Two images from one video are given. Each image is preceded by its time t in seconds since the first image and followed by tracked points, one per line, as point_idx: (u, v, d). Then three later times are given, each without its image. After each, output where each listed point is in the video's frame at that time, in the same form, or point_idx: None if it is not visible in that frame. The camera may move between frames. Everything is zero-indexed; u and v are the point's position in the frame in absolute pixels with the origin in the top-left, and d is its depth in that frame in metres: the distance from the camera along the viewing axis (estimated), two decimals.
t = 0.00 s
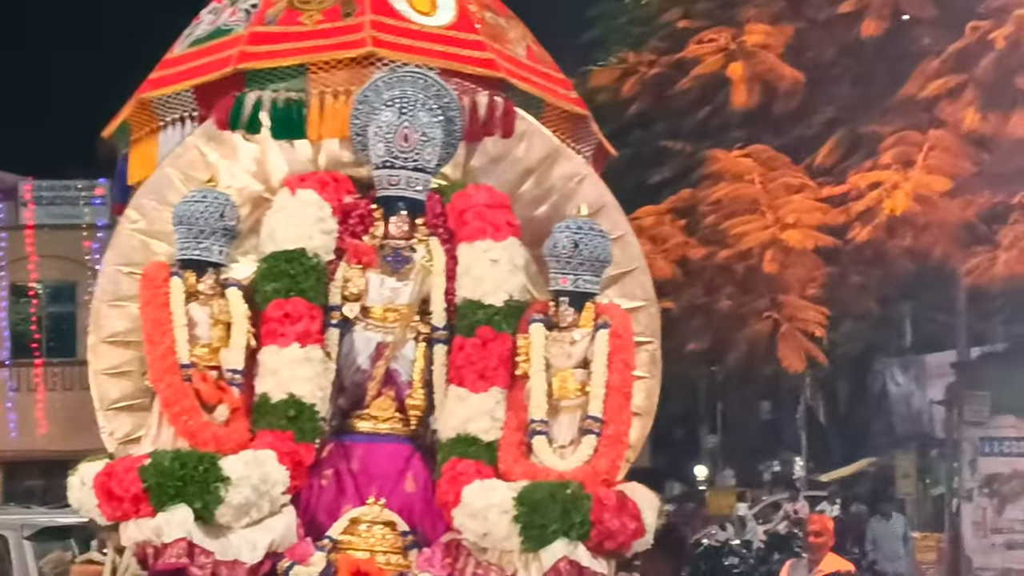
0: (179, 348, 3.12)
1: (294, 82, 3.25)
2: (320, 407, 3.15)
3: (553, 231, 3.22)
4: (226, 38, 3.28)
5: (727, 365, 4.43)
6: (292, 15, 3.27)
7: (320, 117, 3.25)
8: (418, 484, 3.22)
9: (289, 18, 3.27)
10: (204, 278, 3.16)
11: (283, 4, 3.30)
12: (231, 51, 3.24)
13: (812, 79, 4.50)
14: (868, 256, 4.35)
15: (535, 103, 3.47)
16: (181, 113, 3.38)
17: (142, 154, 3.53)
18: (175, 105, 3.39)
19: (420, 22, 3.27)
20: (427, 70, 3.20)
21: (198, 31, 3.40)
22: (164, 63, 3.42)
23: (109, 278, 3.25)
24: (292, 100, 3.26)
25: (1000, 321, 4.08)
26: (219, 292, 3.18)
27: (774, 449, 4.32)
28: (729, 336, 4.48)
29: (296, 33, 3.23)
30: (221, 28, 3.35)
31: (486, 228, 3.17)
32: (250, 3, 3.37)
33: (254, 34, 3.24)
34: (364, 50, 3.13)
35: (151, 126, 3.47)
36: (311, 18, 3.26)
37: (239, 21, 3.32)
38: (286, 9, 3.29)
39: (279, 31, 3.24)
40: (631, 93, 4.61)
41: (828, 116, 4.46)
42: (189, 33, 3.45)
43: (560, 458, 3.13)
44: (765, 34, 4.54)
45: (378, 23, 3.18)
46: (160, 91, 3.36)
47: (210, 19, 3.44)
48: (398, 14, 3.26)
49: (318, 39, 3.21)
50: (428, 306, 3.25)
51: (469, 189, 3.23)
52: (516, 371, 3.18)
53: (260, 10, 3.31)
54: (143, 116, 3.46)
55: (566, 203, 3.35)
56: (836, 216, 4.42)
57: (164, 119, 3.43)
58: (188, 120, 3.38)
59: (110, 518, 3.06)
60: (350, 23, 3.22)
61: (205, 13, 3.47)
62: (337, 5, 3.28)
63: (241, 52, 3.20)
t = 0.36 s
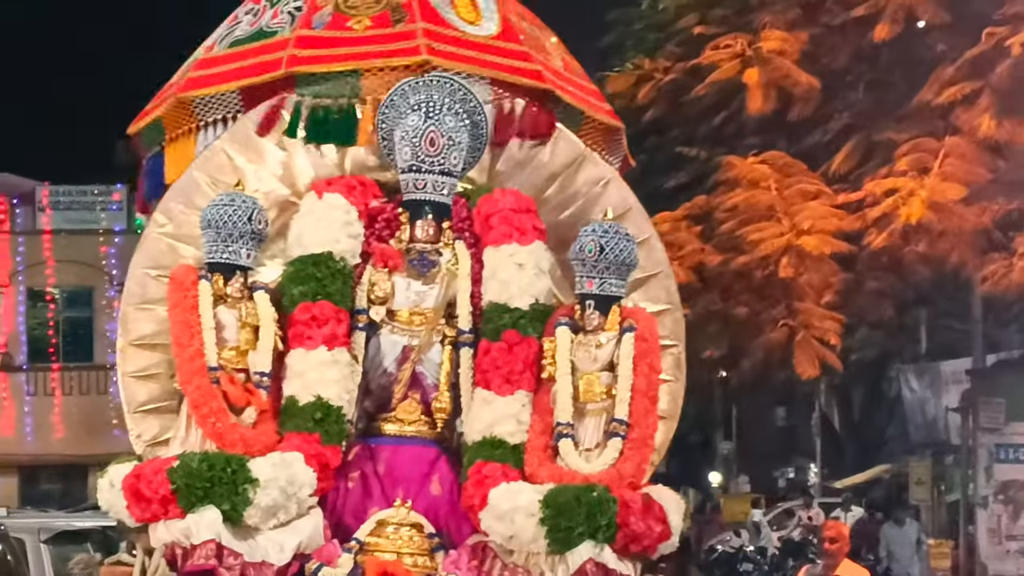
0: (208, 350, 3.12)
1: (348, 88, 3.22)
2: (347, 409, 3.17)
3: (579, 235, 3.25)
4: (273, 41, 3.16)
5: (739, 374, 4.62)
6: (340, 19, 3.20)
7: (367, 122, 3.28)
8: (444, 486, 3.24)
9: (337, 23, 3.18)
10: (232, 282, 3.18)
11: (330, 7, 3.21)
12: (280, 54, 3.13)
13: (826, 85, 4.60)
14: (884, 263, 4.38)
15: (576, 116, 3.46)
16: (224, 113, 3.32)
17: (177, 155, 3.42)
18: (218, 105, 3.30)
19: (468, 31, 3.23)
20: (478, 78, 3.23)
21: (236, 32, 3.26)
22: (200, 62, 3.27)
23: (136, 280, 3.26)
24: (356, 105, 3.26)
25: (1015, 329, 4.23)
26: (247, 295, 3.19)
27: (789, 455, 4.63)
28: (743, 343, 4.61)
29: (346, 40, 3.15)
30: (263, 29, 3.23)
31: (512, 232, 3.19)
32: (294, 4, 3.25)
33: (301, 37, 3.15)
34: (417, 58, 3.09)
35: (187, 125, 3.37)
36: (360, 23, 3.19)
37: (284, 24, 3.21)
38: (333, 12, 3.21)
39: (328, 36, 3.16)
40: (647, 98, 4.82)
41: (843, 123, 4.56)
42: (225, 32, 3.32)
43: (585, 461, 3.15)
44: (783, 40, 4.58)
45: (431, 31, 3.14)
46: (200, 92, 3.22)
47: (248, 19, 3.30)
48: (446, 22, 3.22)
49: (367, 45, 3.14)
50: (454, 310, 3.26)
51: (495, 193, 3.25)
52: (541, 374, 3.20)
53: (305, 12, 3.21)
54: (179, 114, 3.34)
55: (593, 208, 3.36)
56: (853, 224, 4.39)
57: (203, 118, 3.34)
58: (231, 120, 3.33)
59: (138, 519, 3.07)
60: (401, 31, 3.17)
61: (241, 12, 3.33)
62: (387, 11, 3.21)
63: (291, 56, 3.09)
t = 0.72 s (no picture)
0: (243, 350, 3.25)
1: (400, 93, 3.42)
2: (379, 404, 3.29)
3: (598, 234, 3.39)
4: (329, 49, 3.42)
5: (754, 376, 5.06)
6: (391, 30, 3.46)
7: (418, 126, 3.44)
8: (473, 478, 3.37)
9: (390, 33, 3.45)
10: (267, 284, 3.30)
11: (381, 18, 3.48)
12: (339, 61, 3.38)
13: (835, 96, 5.00)
14: (890, 267, 4.75)
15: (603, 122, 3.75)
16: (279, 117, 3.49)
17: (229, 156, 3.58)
18: (273, 110, 3.48)
19: (513, 42, 3.52)
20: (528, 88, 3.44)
21: (288, 40, 3.50)
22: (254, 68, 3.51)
23: (177, 285, 3.39)
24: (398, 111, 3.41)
25: (1017, 331, 4.53)
26: (281, 296, 3.31)
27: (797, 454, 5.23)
28: (755, 343, 5.02)
29: (401, 49, 3.41)
30: (316, 38, 3.48)
31: (535, 231, 3.32)
32: (343, 14, 3.51)
33: (357, 45, 3.41)
34: (478, 67, 3.36)
35: (240, 129, 3.53)
36: (412, 33, 3.46)
37: (336, 33, 3.46)
38: (384, 24, 3.47)
39: (383, 44, 3.42)
40: (666, 107, 5.27)
41: (851, 132, 4.93)
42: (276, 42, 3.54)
43: (608, 450, 3.27)
44: (794, 52, 4.98)
45: (483, 42, 3.42)
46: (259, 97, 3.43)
47: (297, 28, 3.54)
48: (492, 33, 3.50)
49: (422, 55, 3.40)
50: (481, 307, 3.39)
51: (518, 195, 3.38)
52: (565, 368, 3.32)
53: (358, 23, 3.46)
54: (234, 119, 3.51)
55: (615, 206, 3.51)
56: (860, 228, 4.77)
57: (257, 123, 3.52)
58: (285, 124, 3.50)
59: (179, 513, 3.20)
60: (452, 41, 3.44)
61: (290, 21, 3.57)
62: (434, 22, 3.49)
63: (350, 63, 3.37)
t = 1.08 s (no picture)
0: (270, 348, 3.44)
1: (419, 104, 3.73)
2: (397, 398, 3.48)
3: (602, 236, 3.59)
4: (356, 64, 3.71)
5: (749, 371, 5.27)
6: (414, 45, 3.74)
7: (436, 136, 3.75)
8: (487, 466, 3.58)
9: (414, 48, 3.73)
10: (291, 286, 3.49)
11: (404, 34, 3.76)
12: (366, 75, 3.67)
13: (825, 107, 5.17)
14: (877, 267, 4.95)
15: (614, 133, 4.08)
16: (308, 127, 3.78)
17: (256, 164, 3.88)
18: (302, 121, 3.77)
19: (526, 56, 3.82)
20: (538, 97, 3.75)
21: (316, 55, 3.79)
22: (284, 81, 3.79)
23: (207, 288, 3.59)
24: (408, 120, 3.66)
25: (997, 328, 4.64)
26: (304, 297, 3.51)
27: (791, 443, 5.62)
28: (749, 339, 5.21)
29: (425, 62, 3.70)
30: (342, 53, 3.76)
31: (542, 233, 3.53)
32: (368, 30, 3.79)
33: (383, 60, 3.69)
34: (499, 79, 3.64)
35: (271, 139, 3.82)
36: (434, 48, 3.74)
37: (362, 48, 3.74)
38: (407, 39, 3.75)
39: (407, 58, 3.70)
40: (665, 117, 5.46)
41: (841, 141, 5.12)
42: (302, 57, 3.83)
43: (613, 439, 3.47)
44: (786, 65, 5.17)
45: (501, 56, 3.72)
46: (293, 107, 3.73)
47: (324, 44, 3.83)
48: (507, 47, 3.79)
49: (443, 68, 3.69)
50: (493, 306, 3.60)
51: (527, 200, 3.60)
52: (572, 362, 3.53)
53: (381, 39, 3.74)
54: (266, 129, 3.80)
55: (619, 209, 3.72)
56: (847, 230, 4.97)
57: (287, 133, 3.81)
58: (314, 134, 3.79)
59: (210, 502, 3.39)
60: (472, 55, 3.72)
61: (316, 38, 3.85)
62: (453, 38, 3.76)
63: (377, 76, 3.65)
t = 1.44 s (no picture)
0: (302, 343, 3.80)
1: (430, 125, 4.10)
2: (416, 388, 3.85)
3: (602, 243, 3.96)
4: (372, 87, 4.04)
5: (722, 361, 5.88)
6: (425, 69, 4.08)
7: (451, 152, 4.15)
8: (498, 450, 3.94)
9: (425, 72, 4.07)
10: (321, 287, 3.88)
11: (415, 59, 4.10)
12: (382, 97, 4.00)
13: (797, 125, 5.64)
14: (842, 268, 5.38)
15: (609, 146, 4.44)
16: (330, 144, 4.13)
17: (285, 178, 4.26)
18: (325, 139, 4.13)
19: (526, 79, 4.16)
20: (538, 117, 4.14)
21: (335, 78, 4.12)
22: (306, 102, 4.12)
23: (245, 288, 3.98)
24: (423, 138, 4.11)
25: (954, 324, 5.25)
26: (333, 297, 3.90)
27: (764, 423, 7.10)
28: (727, 334, 5.68)
29: (435, 86, 4.04)
30: (359, 77, 4.09)
31: (548, 240, 3.91)
32: (381, 55, 4.11)
33: (396, 84, 4.02)
34: (501, 102, 3.97)
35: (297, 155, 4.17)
36: (443, 72, 4.07)
37: (377, 72, 4.07)
38: (418, 64, 4.09)
39: (419, 82, 4.03)
40: (651, 133, 5.90)
41: (812, 154, 5.57)
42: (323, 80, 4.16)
43: (611, 425, 3.84)
44: (762, 86, 5.56)
45: (504, 79, 4.05)
46: (313, 127, 4.05)
47: (341, 68, 4.16)
48: (509, 71, 4.14)
49: (452, 90, 4.02)
50: (503, 305, 3.98)
51: (533, 209, 3.99)
52: (574, 356, 3.91)
53: (395, 63, 4.07)
54: (290, 146, 4.13)
55: (615, 218, 4.14)
56: (816, 235, 5.33)
57: (310, 150, 4.16)
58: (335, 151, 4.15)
59: (248, 481, 3.72)
60: (478, 79, 4.06)
61: (333, 62, 4.19)
62: (460, 63, 4.10)
63: (392, 99, 3.97)
